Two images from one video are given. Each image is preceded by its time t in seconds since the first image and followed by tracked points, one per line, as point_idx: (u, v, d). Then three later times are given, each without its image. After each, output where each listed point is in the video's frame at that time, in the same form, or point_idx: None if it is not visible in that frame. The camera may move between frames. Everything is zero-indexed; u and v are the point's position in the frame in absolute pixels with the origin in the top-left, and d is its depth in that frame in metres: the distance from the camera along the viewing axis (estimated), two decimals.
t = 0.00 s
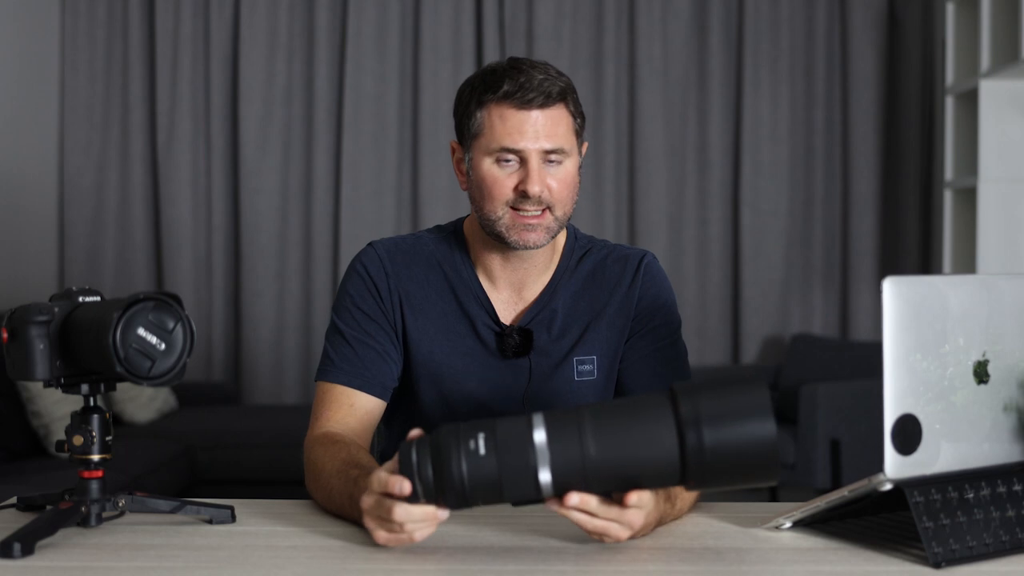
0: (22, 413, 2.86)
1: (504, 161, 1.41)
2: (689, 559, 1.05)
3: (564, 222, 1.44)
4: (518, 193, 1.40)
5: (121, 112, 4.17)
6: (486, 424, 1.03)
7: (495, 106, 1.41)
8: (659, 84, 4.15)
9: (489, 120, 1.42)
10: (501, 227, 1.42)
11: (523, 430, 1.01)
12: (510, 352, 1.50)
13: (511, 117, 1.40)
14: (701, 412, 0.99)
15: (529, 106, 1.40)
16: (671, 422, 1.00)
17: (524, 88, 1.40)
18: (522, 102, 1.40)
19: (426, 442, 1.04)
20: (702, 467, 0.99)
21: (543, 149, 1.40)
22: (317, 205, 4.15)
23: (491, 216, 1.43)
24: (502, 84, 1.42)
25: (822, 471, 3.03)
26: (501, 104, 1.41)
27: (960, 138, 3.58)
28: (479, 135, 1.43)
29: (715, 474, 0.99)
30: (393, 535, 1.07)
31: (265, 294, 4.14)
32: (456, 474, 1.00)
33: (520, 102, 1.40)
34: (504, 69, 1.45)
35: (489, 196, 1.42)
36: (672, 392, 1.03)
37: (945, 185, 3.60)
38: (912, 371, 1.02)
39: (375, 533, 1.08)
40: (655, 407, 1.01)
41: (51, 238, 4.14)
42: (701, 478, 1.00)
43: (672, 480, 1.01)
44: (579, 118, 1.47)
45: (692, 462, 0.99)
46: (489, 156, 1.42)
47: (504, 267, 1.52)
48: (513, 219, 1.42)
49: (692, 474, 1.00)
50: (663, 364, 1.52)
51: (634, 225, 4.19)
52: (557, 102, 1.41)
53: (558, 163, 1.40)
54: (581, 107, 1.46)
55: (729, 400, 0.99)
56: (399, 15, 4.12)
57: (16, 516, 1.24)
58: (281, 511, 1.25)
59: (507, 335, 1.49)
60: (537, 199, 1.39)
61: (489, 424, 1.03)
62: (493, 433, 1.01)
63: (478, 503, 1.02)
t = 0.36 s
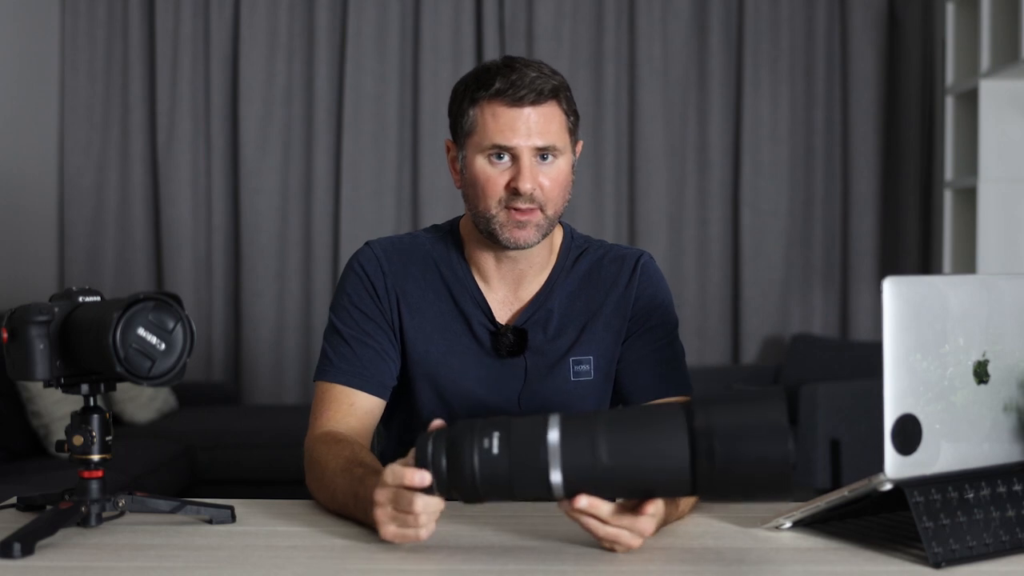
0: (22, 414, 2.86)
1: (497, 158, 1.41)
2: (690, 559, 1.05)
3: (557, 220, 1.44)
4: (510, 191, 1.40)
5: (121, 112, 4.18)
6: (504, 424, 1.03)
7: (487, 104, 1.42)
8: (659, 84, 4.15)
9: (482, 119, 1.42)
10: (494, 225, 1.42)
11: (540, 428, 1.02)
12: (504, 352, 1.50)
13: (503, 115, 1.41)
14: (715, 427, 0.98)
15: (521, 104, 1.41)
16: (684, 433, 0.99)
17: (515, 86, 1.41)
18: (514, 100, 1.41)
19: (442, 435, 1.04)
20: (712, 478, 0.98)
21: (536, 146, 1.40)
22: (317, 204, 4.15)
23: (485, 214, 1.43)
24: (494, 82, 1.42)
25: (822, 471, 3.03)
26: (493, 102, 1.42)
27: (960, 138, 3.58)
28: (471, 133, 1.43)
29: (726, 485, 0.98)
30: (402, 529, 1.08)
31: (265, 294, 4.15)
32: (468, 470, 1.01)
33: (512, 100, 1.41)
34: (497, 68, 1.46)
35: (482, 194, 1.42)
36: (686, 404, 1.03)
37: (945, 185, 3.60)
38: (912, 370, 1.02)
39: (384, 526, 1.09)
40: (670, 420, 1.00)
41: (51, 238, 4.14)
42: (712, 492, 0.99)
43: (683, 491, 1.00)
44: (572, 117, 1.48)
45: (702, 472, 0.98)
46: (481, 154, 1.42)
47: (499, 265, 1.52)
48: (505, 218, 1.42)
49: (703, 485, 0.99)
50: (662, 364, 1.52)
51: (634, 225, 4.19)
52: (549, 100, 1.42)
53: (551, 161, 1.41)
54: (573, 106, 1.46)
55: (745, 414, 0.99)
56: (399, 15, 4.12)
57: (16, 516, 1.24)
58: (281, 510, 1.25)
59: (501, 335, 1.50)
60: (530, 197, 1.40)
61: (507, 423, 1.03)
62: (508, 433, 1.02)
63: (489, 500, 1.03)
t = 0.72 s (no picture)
0: (23, 414, 2.86)
1: (479, 164, 1.40)
2: (689, 558, 1.05)
3: (542, 222, 1.44)
4: (492, 197, 1.40)
5: (121, 112, 4.18)
6: (504, 418, 1.04)
7: (469, 108, 1.41)
8: (659, 84, 4.14)
9: (464, 123, 1.41)
10: (478, 229, 1.43)
11: (538, 425, 1.02)
12: (496, 352, 1.50)
13: (483, 120, 1.39)
14: (713, 429, 0.98)
15: (502, 108, 1.39)
16: (682, 434, 0.99)
17: (496, 90, 1.40)
18: (495, 104, 1.39)
19: (443, 433, 1.04)
20: (710, 480, 0.98)
21: (517, 151, 1.39)
22: (317, 205, 4.15)
23: (469, 218, 1.43)
24: (475, 86, 1.41)
25: (822, 471, 3.03)
26: (474, 107, 1.40)
27: (960, 138, 3.58)
28: (454, 137, 1.42)
29: (724, 488, 0.98)
30: (396, 520, 1.11)
31: (265, 294, 4.15)
32: (467, 463, 1.01)
33: (493, 104, 1.39)
34: (480, 70, 1.44)
35: (465, 199, 1.42)
36: (686, 404, 1.02)
37: (945, 185, 3.60)
38: (912, 370, 1.02)
39: (378, 515, 1.12)
40: (667, 421, 1.00)
41: (51, 238, 4.14)
42: (710, 494, 0.99)
43: (680, 491, 1.01)
44: (556, 116, 1.46)
45: (700, 475, 0.99)
46: (463, 159, 1.41)
47: (490, 267, 1.52)
48: (489, 222, 1.42)
49: (700, 487, 0.99)
50: (659, 364, 1.51)
51: (634, 225, 4.19)
52: (531, 104, 1.40)
53: (534, 165, 1.40)
54: (557, 106, 1.45)
55: (742, 415, 0.99)
56: (399, 15, 4.12)
57: (16, 516, 1.24)
58: (279, 510, 1.25)
59: (493, 335, 1.50)
60: (513, 202, 1.40)
61: (508, 418, 1.04)
62: (507, 425, 1.02)
63: (490, 496, 1.03)
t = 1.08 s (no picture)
0: (23, 414, 2.86)
1: (476, 166, 1.40)
2: (689, 558, 1.05)
3: (541, 222, 1.44)
4: (491, 198, 1.40)
5: (121, 112, 4.18)
6: (500, 415, 1.04)
7: (465, 111, 1.41)
8: (659, 84, 4.14)
9: (460, 126, 1.41)
10: (478, 230, 1.42)
11: (535, 425, 1.01)
12: (496, 353, 1.50)
13: (480, 122, 1.39)
14: (710, 416, 0.99)
15: (498, 110, 1.39)
16: (679, 423, 1.00)
17: (492, 93, 1.40)
18: (491, 106, 1.39)
19: (439, 437, 1.04)
20: (710, 467, 0.99)
21: (514, 153, 1.39)
22: (317, 204, 4.15)
23: (468, 220, 1.42)
24: (470, 89, 1.41)
25: (822, 471, 3.03)
26: (470, 109, 1.40)
27: (960, 139, 3.58)
28: (450, 140, 1.42)
29: (725, 474, 1.00)
30: (397, 528, 1.08)
31: (265, 294, 4.15)
32: (466, 462, 1.01)
33: (489, 106, 1.39)
34: (475, 72, 1.45)
35: (463, 201, 1.42)
36: (681, 394, 1.03)
37: (945, 185, 3.60)
38: (913, 370, 1.02)
39: (380, 523, 1.10)
40: (663, 408, 1.01)
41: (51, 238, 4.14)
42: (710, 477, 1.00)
43: (681, 477, 1.01)
44: (553, 118, 1.47)
45: (700, 463, 0.99)
46: (460, 161, 1.41)
47: (490, 267, 1.51)
48: (488, 223, 1.42)
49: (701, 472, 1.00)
50: (658, 362, 1.51)
51: (634, 225, 4.19)
52: (527, 105, 1.41)
53: (532, 166, 1.40)
54: (553, 106, 1.45)
55: (737, 401, 1.00)
56: (399, 15, 4.12)
57: (16, 516, 1.24)
58: (279, 510, 1.25)
59: (493, 336, 1.49)
60: (511, 203, 1.39)
61: (503, 414, 1.04)
62: (505, 420, 1.02)
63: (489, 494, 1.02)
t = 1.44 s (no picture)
0: (23, 414, 2.86)
1: (489, 164, 1.40)
2: (689, 559, 1.05)
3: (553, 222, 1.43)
4: (504, 197, 1.40)
5: (121, 112, 4.18)
6: (501, 411, 1.04)
7: (479, 108, 1.41)
8: (659, 84, 4.14)
9: (474, 124, 1.41)
10: (490, 229, 1.42)
11: (535, 423, 1.01)
12: (502, 354, 1.50)
13: (495, 120, 1.40)
14: (711, 419, 0.99)
15: (513, 108, 1.39)
16: (680, 424, 1.00)
17: (507, 90, 1.40)
18: (506, 104, 1.39)
19: (439, 432, 1.04)
20: (709, 469, 1.00)
21: (528, 151, 1.39)
22: (317, 204, 4.15)
23: (480, 218, 1.42)
24: (486, 87, 1.41)
25: (822, 471, 3.03)
26: (485, 107, 1.40)
27: (960, 138, 3.58)
28: (464, 138, 1.43)
29: (724, 477, 1.00)
30: (399, 523, 1.10)
31: (264, 294, 4.14)
32: (465, 458, 1.01)
33: (504, 104, 1.39)
34: (489, 70, 1.45)
35: (476, 199, 1.42)
36: (682, 395, 1.03)
37: (945, 185, 3.60)
38: (912, 370, 1.02)
39: (381, 519, 1.11)
40: (665, 409, 1.01)
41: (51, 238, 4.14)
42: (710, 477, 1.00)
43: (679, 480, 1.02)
44: (566, 118, 1.47)
45: (699, 466, 1.00)
46: (474, 159, 1.41)
47: (497, 268, 1.52)
48: (500, 222, 1.41)
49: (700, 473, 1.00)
50: (661, 362, 1.51)
51: (634, 225, 4.19)
52: (542, 103, 1.40)
53: (545, 165, 1.40)
54: (567, 106, 1.45)
55: (737, 404, 1.00)
56: (399, 15, 4.12)
57: (16, 516, 1.24)
58: (279, 510, 1.25)
59: (499, 337, 1.49)
60: (524, 202, 1.39)
61: (503, 411, 1.04)
62: (505, 417, 1.02)
63: (488, 492, 1.02)
